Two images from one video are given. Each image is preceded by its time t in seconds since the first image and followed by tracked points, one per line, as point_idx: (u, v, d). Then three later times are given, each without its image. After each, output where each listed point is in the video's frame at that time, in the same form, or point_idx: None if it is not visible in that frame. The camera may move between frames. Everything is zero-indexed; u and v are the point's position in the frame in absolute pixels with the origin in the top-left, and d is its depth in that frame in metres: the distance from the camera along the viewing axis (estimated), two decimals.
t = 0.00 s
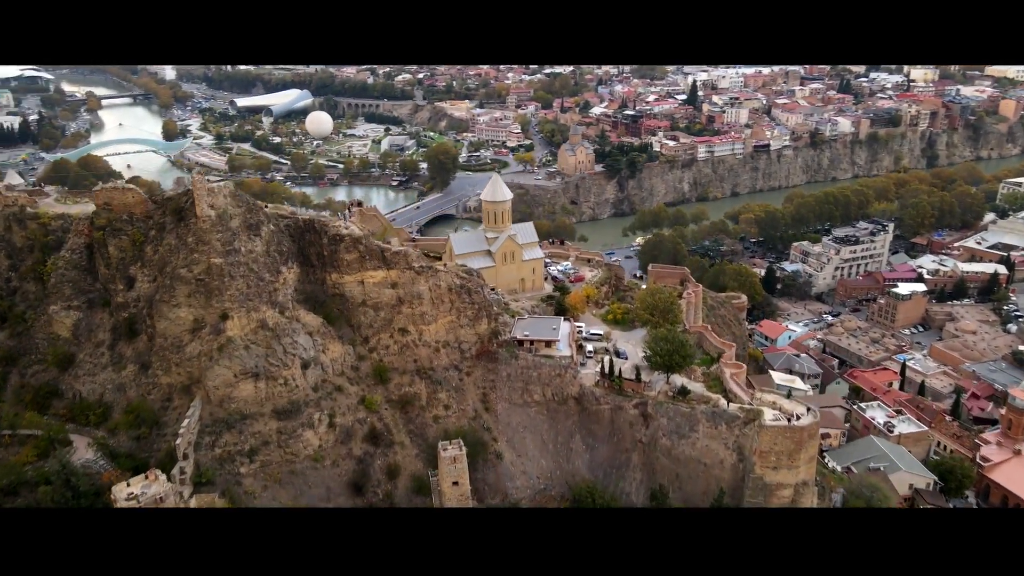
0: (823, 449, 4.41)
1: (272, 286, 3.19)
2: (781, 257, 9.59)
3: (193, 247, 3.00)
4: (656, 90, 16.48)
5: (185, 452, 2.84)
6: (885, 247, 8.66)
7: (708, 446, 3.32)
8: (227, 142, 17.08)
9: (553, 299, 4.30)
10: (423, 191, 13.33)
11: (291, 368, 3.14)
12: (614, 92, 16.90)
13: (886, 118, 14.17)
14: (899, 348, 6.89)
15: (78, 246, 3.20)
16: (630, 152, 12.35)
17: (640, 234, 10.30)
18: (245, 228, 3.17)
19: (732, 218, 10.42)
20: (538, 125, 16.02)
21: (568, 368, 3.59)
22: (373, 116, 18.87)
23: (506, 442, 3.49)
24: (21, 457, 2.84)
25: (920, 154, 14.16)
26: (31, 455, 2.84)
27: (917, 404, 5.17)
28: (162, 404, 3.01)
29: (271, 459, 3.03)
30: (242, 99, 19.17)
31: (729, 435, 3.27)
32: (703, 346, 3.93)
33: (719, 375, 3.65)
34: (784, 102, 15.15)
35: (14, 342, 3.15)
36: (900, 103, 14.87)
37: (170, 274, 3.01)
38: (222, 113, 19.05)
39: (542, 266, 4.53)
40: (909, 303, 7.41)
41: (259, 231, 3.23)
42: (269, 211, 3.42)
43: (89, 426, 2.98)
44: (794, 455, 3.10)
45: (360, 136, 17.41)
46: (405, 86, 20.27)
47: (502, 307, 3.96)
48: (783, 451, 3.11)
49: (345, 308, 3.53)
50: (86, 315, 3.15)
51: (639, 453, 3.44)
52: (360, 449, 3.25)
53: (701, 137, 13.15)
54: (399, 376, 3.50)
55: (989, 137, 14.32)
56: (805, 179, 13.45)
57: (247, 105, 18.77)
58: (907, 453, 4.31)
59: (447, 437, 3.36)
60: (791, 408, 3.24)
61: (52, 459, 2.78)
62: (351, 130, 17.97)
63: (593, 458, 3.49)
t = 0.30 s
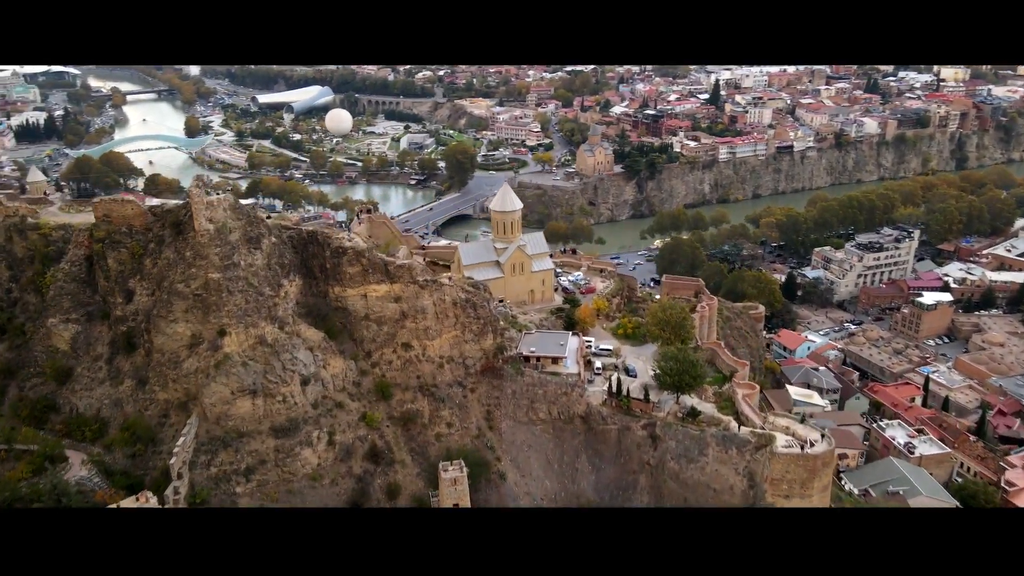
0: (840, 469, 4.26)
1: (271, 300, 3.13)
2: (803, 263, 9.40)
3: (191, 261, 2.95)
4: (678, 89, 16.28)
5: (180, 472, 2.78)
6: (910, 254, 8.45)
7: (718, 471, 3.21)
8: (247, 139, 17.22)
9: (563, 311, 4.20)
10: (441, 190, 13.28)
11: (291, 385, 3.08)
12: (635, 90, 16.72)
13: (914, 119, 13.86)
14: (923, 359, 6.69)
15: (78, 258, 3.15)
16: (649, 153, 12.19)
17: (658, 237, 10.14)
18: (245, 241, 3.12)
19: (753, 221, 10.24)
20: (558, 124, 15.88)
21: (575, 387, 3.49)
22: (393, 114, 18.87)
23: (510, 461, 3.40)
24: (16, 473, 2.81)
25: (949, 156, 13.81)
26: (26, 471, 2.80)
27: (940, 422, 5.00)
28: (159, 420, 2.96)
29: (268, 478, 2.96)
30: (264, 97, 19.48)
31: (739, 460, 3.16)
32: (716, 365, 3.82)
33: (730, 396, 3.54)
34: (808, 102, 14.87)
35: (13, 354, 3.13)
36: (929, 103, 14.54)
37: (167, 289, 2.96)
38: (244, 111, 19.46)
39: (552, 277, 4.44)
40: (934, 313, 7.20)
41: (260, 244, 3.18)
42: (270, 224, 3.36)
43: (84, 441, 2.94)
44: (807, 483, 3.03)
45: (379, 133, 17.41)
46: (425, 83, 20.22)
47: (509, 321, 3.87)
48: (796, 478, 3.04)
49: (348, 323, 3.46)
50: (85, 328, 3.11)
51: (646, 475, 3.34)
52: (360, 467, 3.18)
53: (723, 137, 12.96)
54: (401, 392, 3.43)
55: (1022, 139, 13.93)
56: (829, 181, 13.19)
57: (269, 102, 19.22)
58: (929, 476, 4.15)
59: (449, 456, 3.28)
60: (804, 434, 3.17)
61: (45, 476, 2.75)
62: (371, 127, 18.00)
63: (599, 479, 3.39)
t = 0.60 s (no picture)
0: (858, 492, 4.07)
1: (270, 317, 3.06)
2: (825, 270, 9.21)
3: (188, 277, 2.90)
4: (700, 89, 16.06)
5: (173, 493, 2.73)
6: (935, 263, 8.23)
7: (726, 498, 3.10)
8: (268, 137, 17.32)
9: (572, 326, 4.10)
10: (459, 190, 13.20)
11: (288, 404, 3.01)
12: (657, 90, 16.54)
13: (943, 122, 13.53)
14: (949, 373, 6.48)
15: (77, 271, 3.11)
16: (670, 155, 12.03)
17: (676, 241, 9.97)
18: (245, 255, 3.06)
19: (774, 226, 10.04)
20: (578, 124, 15.73)
21: (581, 407, 3.39)
22: (413, 112, 18.86)
23: (512, 483, 3.31)
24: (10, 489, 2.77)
25: (979, 160, 13.46)
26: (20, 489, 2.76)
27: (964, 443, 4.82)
28: (154, 438, 2.92)
29: (264, 499, 2.90)
30: (286, 95, 19.68)
31: (749, 488, 3.07)
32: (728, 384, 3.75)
33: (742, 419, 3.46)
34: (834, 104, 14.58)
35: (11, 367, 3.10)
36: (959, 105, 14.17)
37: (164, 305, 2.91)
38: (266, 109, 19.69)
39: (562, 290, 4.34)
40: (961, 325, 6.98)
41: (260, 259, 3.12)
42: (272, 237, 3.31)
43: (79, 458, 2.90)
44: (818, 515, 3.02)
45: (399, 132, 17.41)
46: (446, 82, 20.15)
47: (515, 337, 3.79)
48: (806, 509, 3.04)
49: (350, 338, 3.40)
50: (83, 342, 3.07)
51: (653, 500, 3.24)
52: (359, 488, 3.10)
53: (745, 139, 12.75)
54: (402, 410, 3.36)
55: None
56: (854, 184, 12.92)
57: (290, 100, 19.61)
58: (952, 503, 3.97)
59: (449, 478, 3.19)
60: (818, 464, 3.17)
61: (37, 494, 2.71)
62: (391, 126, 18.00)
63: (605, 502, 3.30)
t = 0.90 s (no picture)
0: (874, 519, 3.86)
1: (267, 334, 3.01)
2: (847, 278, 9.01)
3: (184, 294, 2.85)
4: (723, 91, 15.84)
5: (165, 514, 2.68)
6: (961, 274, 8.00)
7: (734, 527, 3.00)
8: (289, 136, 17.39)
9: (580, 342, 4.01)
10: (477, 192, 13.11)
11: (285, 424, 2.95)
12: (679, 91, 16.34)
13: (973, 125, 13.19)
14: (974, 388, 6.27)
15: (75, 285, 3.08)
16: (690, 158, 11.86)
17: (694, 247, 9.81)
18: (243, 272, 3.01)
19: (796, 233, 9.86)
20: (598, 125, 15.58)
21: (586, 429, 3.30)
22: (433, 112, 18.84)
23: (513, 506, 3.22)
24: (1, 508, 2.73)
25: (1009, 165, 13.10)
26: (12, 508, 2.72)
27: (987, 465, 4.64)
28: (148, 458, 2.87)
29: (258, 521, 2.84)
30: (307, 94, 19.78)
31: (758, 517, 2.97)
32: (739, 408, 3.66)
33: (752, 443, 3.36)
34: (860, 106, 14.29)
35: (9, 382, 3.07)
36: (990, 109, 13.82)
37: (159, 323, 2.86)
38: (287, 108, 19.81)
39: (571, 304, 4.25)
40: (987, 339, 6.77)
41: (259, 274, 3.07)
42: (272, 252, 3.26)
43: (73, 477, 2.85)
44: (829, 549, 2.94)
45: (419, 132, 17.38)
46: (466, 81, 20.08)
47: (520, 354, 3.70)
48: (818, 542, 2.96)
49: (351, 355, 3.34)
50: (80, 358, 3.04)
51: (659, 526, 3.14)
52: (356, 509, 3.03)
53: (767, 142, 12.55)
54: (403, 430, 3.28)
55: None
56: (879, 189, 12.64)
57: (311, 99, 19.71)
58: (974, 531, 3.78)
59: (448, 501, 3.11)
60: (830, 496, 3.09)
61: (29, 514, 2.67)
62: (411, 125, 17.99)
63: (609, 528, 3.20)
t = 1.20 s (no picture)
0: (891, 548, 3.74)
1: (264, 353, 2.95)
2: (869, 288, 8.81)
3: (179, 312, 2.80)
4: (746, 93, 15.61)
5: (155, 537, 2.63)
6: (988, 286, 7.78)
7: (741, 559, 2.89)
8: (309, 136, 17.43)
9: (588, 359, 3.91)
10: (495, 194, 13.02)
11: (280, 444, 2.89)
12: (701, 93, 16.14)
13: (1003, 130, 12.85)
14: (999, 405, 6.06)
15: (73, 300, 3.04)
16: (710, 162, 11.69)
17: (713, 254, 9.65)
18: (240, 288, 2.96)
19: (818, 240, 9.66)
20: (618, 126, 15.43)
21: (589, 453, 3.19)
22: (453, 112, 18.80)
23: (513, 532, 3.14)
24: None
25: None
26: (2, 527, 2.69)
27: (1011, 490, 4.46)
28: (141, 477, 2.82)
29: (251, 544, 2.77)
30: (328, 93, 19.84)
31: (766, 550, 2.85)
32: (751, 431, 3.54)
33: (762, 470, 3.23)
34: (887, 109, 13.99)
35: (6, 398, 3.05)
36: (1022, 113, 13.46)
37: (153, 341, 2.82)
38: (308, 107, 19.89)
39: (579, 319, 4.15)
40: (1014, 355, 6.54)
41: (257, 291, 3.02)
42: (272, 267, 3.21)
43: (65, 495, 2.81)
44: None
45: (438, 132, 17.33)
46: (487, 82, 19.99)
47: (524, 373, 3.61)
48: None
49: (350, 373, 3.28)
50: (75, 374, 3.00)
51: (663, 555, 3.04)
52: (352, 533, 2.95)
53: (789, 146, 12.34)
54: (402, 450, 3.21)
55: None
56: (904, 195, 12.35)
57: (332, 98, 19.77)
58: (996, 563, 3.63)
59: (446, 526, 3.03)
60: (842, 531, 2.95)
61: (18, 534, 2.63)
62: (430, 125, 17.95)
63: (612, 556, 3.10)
